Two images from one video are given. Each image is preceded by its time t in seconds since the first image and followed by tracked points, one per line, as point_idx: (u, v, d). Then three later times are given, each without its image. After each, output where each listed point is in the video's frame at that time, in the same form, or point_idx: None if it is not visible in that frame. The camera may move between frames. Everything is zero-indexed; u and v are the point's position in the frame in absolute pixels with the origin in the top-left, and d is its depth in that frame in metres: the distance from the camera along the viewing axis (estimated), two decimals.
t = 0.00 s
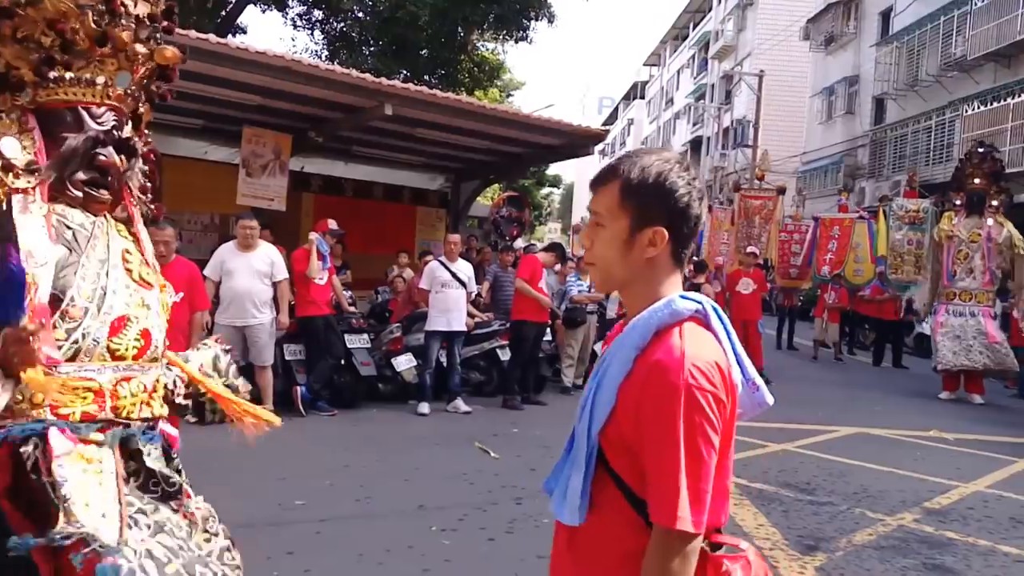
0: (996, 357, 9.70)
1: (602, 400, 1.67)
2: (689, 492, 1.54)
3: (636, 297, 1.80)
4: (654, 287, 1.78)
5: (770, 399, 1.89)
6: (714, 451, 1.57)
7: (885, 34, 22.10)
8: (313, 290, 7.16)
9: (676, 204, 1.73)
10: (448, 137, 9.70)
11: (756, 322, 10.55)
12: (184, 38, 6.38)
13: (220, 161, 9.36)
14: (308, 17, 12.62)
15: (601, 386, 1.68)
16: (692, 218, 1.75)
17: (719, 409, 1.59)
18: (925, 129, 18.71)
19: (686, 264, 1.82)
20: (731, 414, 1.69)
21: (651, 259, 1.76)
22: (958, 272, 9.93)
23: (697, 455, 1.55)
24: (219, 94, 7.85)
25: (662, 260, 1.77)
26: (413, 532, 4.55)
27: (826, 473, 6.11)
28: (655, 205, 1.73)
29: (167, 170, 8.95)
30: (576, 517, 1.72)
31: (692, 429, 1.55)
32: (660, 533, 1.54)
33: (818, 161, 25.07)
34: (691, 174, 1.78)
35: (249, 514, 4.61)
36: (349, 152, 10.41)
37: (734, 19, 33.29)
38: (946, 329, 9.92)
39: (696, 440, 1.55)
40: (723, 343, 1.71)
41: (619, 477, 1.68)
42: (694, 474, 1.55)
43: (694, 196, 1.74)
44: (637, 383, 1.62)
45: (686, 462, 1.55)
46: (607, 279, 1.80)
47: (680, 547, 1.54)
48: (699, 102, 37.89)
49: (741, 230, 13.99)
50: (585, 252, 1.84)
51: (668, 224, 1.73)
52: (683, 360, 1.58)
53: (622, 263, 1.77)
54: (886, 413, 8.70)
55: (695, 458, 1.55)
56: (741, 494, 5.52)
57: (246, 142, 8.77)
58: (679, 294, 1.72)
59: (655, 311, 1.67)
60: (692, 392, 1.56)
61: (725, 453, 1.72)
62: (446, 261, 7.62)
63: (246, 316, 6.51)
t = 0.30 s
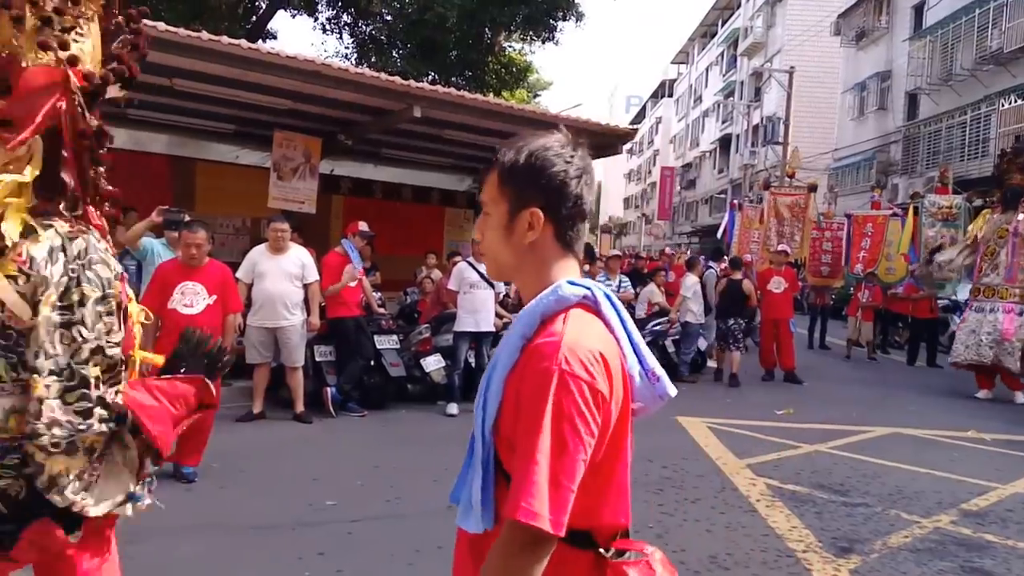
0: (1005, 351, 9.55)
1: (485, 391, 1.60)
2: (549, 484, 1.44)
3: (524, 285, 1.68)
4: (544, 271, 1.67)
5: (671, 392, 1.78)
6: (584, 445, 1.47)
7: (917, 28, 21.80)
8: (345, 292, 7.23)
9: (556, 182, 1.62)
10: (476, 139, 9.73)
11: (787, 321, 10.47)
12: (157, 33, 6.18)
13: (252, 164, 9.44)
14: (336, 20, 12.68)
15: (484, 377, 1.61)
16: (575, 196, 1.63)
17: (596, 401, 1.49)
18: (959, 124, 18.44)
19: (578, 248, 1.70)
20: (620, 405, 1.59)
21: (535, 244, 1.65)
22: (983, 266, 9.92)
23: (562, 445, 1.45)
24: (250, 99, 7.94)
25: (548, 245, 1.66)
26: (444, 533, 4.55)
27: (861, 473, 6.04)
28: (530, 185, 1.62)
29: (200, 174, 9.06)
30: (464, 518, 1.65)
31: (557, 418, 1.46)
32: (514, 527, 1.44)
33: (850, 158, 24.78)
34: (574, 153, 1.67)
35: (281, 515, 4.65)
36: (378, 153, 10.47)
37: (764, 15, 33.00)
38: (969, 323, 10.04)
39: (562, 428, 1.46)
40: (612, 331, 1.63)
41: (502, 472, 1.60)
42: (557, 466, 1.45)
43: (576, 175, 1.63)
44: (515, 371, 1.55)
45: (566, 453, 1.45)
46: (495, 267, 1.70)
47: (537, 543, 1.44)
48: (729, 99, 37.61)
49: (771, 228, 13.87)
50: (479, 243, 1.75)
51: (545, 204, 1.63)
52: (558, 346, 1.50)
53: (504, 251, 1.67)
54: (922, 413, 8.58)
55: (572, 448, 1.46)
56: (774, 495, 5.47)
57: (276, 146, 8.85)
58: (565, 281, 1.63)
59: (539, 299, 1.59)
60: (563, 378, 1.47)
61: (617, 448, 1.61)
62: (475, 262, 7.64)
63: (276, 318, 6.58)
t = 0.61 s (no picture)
0: None
1: (337, 389, 1.60)
2: (387, 479, 1.44)
3: (387, 283, 1.68)
4: (406, 272, 1.66)
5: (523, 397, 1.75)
6: (427, 440, 1.47)
7: (940, 26, 21.57)
8: (363, 295, 7.25)
9: (415, 182, 1.60)
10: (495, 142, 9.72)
11: (810, 323, 10.39)
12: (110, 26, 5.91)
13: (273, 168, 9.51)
14: (355, 25, 12.73)
15: (337, 376, 1.61)
16: (435, 197, 1.62)
17: (439, 396, 1.49)
18: (984, 123, 18.23)
19: (443, 250, 1.68)
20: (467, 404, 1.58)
21: (394, 241, 1.65)
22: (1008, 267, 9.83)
23: (402, 440, 1.45)
24: (270, 104, 7.98)
25: (407, 245, 1.65)
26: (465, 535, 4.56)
27: (886, 477, 5.97)
28: (388, 184, 1.62)
29: (222, 178, 9.15)
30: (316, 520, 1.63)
31: (397, 413, 1.46)
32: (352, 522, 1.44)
33: (872, 157, 24.54)
34: (439, 153, 1.66)
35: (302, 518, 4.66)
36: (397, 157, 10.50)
37: (784, 14, 32.79)
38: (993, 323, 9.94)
39: (403, 423, 1.45)
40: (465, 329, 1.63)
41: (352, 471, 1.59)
42: (396, 461, 1.45)
43: (437, 176, 1.61)
44: (364, 366, 1.54)
45: (408, 447, 1.45)
46: (360, 263, 1.70)
47: (375, 539, 1.43)
48: (749, 99, 37.40)
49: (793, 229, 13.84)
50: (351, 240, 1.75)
51: (400, 203, 1.62)
52: (401, 339, 1.50)
53: (367, 250, 1.68)
54: (946, 416, 8.48)
55: (415, 442, 1.45)
56: (797, 499, 5.42)
57: (296, 150, 8.90)
58: (422, 277, 1.62)
59: (394, 295, 1.60)
60: (403, 371, 1.47)
61: (461, 450, 1.59)
62: (494, 264, 7.64)
63: (297, 321, 6.63)
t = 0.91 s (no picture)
0: None
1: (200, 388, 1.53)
2: (234, 488, 1.37)
3: (262, 276, 1.60)
4: (280, 265, 1.58)
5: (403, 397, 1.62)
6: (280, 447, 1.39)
7: (958, 27, 21.39)
8: (380, 298, 7.25)
9: (284, 166, 1.53)
10: (510, 145, 9.73)
11: (828, 326, 10.32)
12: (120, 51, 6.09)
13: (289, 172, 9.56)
14: (371, 28, 12.76)
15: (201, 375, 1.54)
16: (307, 182, 1.54)
17: (293, 399, 1.40)
18: (1004, 124, 18.06)
19: (323, 240, 1.60)
20: (330, 407, 1.47)
21: (265, 232, 1.57)
22: None
23: (251, 446, 1.38)
24: (288, 108, 8.02)
25: (279, 236, 1.57)
26: (481, 539, 4.55)
27: (905, 481, 5.92)
28: (257, 170, 1.55)
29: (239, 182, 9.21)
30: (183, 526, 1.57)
31: (244, 417, 1.38)
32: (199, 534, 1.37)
33: (890, 159, 24.35)
34: (314, 138, 1.58)
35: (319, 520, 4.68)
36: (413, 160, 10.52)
37: (801, 16, 32.64)
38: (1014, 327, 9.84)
39: (249, 429, 1.38)
40: (335, 325, 1.53)
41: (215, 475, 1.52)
42: (244, 469, 1.38)
43: (308, 161, 1.54)
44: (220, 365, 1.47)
45: (259, 452, 1.38)
46: (236, 256, 1.63)
47: (223, 553, 1.37)
48: (765, 101, 37.23)
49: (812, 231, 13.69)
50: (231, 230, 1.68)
51: (269, 191, 1.55)
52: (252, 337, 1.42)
53: (240, 242, 1.60)
54: (966, 419, 8.40)
55: (264, 447, 1.38)
56: (816, 503, 5.38)
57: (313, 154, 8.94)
58: (292, 270, 1.53)
59: (259, 289, 1.52)
60: (251, 371, 1.39)
61: (327, 456, 1.49)
62: (509, 267, 7.65)
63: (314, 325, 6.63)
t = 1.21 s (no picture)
0: None
1: None
2: None
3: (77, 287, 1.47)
4: (92, 276, 1.45)
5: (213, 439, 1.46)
6: (50, 504, 1.23)
7: (978, 29, 21.23)
8: (396, 301, 7.29)
9: (97, 167, 1.41)
10: (527, 147, 9.74)
11: (846, 329, 10.27)
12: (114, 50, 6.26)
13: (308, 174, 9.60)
14: (388, 31, 12.76)
15: None
16: (124, 185, 1.42)
17: (67, 449, 1.24)
18: None
19: (142, 251, 1.48)
20: (118, 452, 1.32)
21: (76, 240, 1.44)
22: None
23: (15, 505, 1.22)
24: (305, 111, 8.07)
25: (91, 245, 1.44)
26: (496, 541, 4.57)
27: (923, 485, 5.88)
28: (65, 171, 1.42)
29: (256, 185, 9.28)
30: None
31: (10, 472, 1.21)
32: None
33: (909, 162, 24.19)
34: (136, 134, 1.45)
35: (334, 522, 4.71)
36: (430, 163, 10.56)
37: (819, 18, 32.49)
38: None
39: (11, 482, 1.21)
40: (131, 357, 1.35)
41: None
42: (6, 528, 1.22)
43: (128, 160, 1.42)
44: None
45: (22, 516, 1.22)
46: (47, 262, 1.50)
47: None
48: (783, 103, 37.07)
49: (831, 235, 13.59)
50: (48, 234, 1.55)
51: (80, 195, 1.42)
52: (24, 378, 1.24)
53: (48, 248, 1.47)
54: (985, 423, 8.33)
55: (29, 507, 1.22)
56: (833, 507, 5.36)
57: (330, 157, 9.00)
58: (94, 290, 1.38)
59: (47, 314, 1.35)
60: (16, 421, 1.21)
61: (117, 506, 1.34)
62: (526, 270, 7.67)
63: (330, 326, 6.68)
